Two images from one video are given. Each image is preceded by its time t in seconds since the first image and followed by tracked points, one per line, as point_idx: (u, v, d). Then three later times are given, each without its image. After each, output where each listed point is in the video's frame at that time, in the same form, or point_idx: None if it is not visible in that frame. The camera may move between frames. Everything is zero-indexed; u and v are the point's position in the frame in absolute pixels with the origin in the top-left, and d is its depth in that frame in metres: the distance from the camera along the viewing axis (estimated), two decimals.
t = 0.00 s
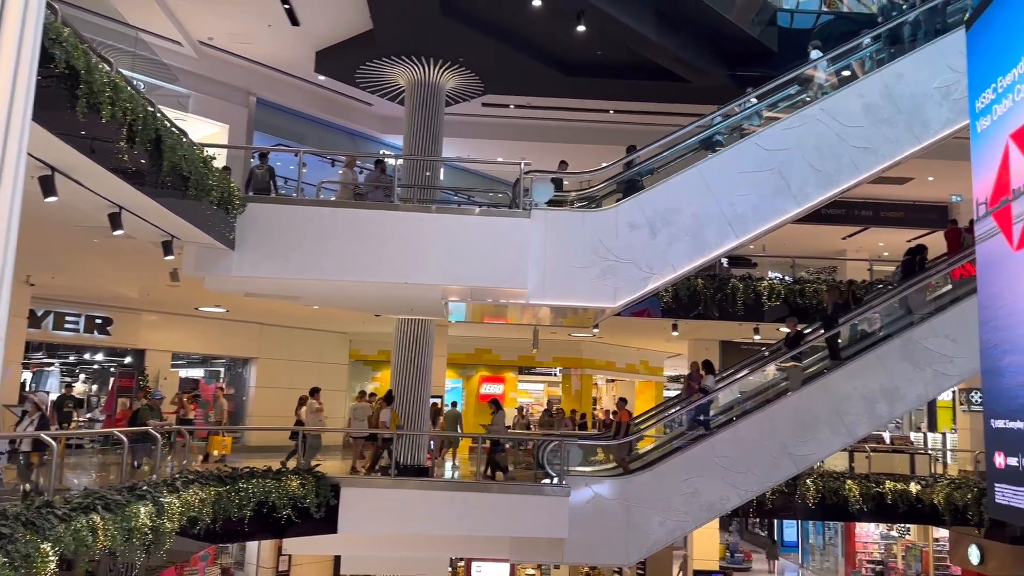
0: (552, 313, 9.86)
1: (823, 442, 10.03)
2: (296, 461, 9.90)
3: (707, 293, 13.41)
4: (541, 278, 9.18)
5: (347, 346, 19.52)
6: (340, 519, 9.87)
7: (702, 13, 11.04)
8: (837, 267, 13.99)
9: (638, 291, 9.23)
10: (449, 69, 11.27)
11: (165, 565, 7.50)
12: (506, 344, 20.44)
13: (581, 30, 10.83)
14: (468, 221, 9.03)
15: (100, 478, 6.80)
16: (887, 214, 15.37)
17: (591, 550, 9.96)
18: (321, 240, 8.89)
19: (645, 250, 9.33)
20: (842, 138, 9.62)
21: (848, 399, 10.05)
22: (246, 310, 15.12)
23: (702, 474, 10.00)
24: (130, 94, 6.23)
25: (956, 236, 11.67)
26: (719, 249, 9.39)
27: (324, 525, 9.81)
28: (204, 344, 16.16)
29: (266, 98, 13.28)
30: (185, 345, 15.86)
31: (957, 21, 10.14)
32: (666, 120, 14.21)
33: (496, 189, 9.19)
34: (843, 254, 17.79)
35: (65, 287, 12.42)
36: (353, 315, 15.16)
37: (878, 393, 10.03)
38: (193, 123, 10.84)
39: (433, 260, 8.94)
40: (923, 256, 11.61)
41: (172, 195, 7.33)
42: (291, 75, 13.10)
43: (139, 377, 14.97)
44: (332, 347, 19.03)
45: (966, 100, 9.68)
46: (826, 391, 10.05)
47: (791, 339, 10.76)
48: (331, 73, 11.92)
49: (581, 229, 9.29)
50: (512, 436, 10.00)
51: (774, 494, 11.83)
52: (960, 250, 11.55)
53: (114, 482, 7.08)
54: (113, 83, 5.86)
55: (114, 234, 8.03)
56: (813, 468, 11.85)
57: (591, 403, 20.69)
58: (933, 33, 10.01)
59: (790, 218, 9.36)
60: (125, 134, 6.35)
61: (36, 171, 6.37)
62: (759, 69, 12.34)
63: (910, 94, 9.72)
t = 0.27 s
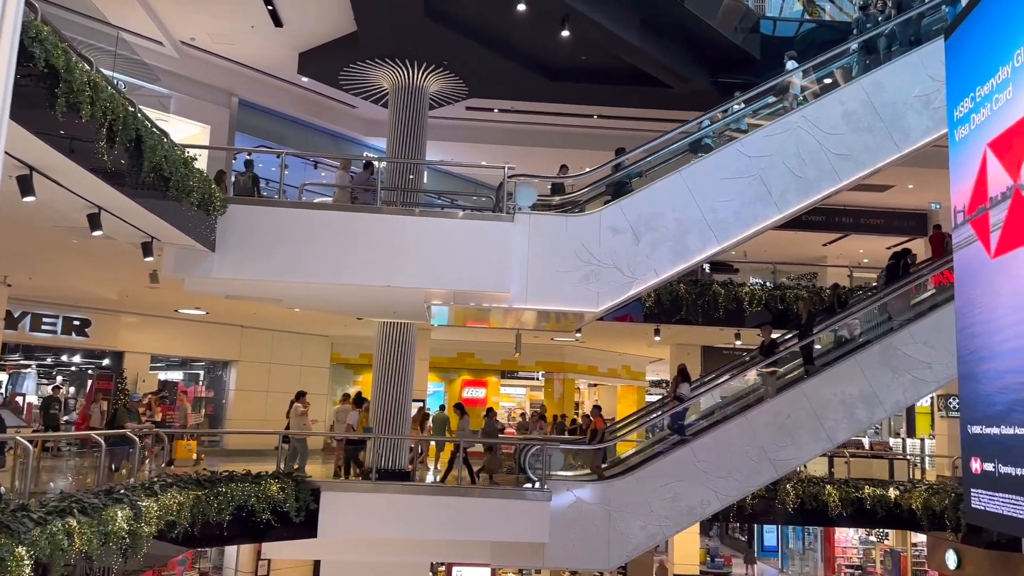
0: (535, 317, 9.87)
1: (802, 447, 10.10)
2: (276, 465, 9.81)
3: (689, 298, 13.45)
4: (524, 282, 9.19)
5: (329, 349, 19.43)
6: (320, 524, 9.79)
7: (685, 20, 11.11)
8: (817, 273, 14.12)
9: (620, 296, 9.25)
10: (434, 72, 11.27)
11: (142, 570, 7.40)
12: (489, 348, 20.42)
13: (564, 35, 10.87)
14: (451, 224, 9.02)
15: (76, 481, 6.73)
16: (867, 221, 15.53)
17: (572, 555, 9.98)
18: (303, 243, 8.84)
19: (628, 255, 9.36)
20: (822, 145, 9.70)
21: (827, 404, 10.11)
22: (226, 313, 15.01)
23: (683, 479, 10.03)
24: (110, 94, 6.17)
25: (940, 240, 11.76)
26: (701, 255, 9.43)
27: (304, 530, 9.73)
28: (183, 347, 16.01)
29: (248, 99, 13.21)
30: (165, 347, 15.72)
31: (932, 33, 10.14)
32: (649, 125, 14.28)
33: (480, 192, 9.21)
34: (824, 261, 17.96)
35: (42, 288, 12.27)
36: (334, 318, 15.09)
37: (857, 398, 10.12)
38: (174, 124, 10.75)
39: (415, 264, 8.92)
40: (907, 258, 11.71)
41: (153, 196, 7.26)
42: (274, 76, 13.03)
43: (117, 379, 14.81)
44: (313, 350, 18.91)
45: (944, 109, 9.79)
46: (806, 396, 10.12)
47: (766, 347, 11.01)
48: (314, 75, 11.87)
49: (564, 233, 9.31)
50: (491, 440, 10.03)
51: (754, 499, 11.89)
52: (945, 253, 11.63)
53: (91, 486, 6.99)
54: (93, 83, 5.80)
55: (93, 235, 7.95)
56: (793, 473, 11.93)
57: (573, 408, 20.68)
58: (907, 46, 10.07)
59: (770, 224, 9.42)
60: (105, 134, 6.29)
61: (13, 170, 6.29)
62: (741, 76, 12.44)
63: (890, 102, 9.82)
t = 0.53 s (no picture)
0: (519, 320, 9.86)
1: (783, 450, 10.17)
2: (256, 468, 9.73)
3: (672, 302, 13.53)
4: (508, 285, 9.20)
5: (311, 351, 19.34)
6: (301, 527, 9.72)
7: (669, 25, 11.19)
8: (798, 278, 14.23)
9: (603, 300, 9.28)
10: (418, 75, 11.26)
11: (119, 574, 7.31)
12: (472, 350, 20.40)
13: (550, 39, 10.90)
14: (435, 227, 9.00)
15: (52, 484, 6.65)
16: (848, 227, 15.68)
17: (554, 558, 9.98)
18: (286, 244, 8.81)
19: (611, 258, 9.39)
20: (804, 151, 9.79)
21: (808, 408, 10.19)
22: (207, 314, 14.89)
23: (664, 482, 10.07)
24: (91, 93, 6.11)
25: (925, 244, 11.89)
26: (683, 259, 9.48)
27: (284, 533, 9.65)
28: (163, 348, 15.86)
29: (231, 100, 13.14)
30: (146, 349, 15.58)
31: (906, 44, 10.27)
32: (633, 130, 14.36)
33: (465, 195, 9.17)
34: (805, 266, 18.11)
35: (20, 288, 12.12)
36: (317, 320, 15.01)
37: (837, 402, 10.20)
38: (156, 123, 10.66)
39: (398, 266, 8.90)
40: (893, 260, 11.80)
41: (133, 196, 7.19)
42: (257, 77, 12.96)
43: (96, 381, 14.66)
44: (294, 352, 18.77)
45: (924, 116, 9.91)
46: (786, 400, 10.19)
47: (741, 355, 11.30)
48: (298, 76, 11.82)
49: (548, 236, 9.32)
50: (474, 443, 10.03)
51: (735, 502, 11.96)
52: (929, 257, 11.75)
53: (68, 488, 6.91)
54: (74, 81, 5.74)
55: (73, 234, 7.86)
56: (774, 476, 12.01)
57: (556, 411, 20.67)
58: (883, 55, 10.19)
59: (752, 229, 9.49)
60: (86, 133, 6.23)
61: None
62: (724, 81, 12.53)
63: (870, 109, 9.93)
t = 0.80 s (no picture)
0: (500, 322, 9.86)
1: (761, 453, 10.24)
2: (234, 471, 9.64)
3: (653, 305, 13.60)
4: (489, 287, 9.20)
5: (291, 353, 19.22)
6: (279, 530, 9.64)
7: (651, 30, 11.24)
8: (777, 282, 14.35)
9: (585, 302, 9.30)
10: (401, 76, 11.23)
11: None
12: (453, 353, 20.38)
13: (532, 42, 10.92)
14: (417, 228, 8.97)
15: (25, 487, 6.56)
16: (826, 232, 15.85)
17: (534, 560, 9.98)
18: (265, 245, 8.74)
19: (592, 261, 9.42)
20: (783, 156, 9.88)
21: (786, 411, 10.27)
22: (185, 315, 14.75)
23: (643, 484, 10.10)
24: (69, 91, 6.04)
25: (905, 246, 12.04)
26: (664, 262, 9.53)
27: (262, 536, 9.57)
28: (140, 349, 15.70)
29: (211, 99, 13.02)
30: (122, 350, 15.42)
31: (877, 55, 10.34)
32: (615, 134, 14.41)
33: (446, 197, 9.15)
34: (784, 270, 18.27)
35: None
36: (296, 321, 14.91)
37: (815, 406, 10.29)
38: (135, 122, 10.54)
39: (379, 267, 8.86)
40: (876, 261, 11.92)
41: (111, 195, 7.11)
42: (237, 76, 12.86)
43: (71, 382, 14.47)
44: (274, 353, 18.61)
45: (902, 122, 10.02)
46: (765, 403, 10.26)
47: (714, 361, 11.55)
48: (279, 76, 11.74)
49: (530, 239, 9.34)
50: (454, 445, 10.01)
51: (714, 505, 12.03)
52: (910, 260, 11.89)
53: (42, 491, 6.82)
54: (52, 79, 5.68)
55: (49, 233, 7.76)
56: (753, 479, 12.09)
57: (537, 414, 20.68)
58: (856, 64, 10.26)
59: (732, 233, 9.55)
60: (63, 132, 6.15)
61: None
62: (705, 86, 12.61)
63: (848, 115, 10.04)
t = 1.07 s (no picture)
0: (482, 321, 9.86)
1: (740, 452, 10.32)
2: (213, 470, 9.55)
3: (634, 305, 13.66)
4: (471, 286, 9.19)
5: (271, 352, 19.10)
6: (258, 530, 9.57)
7: (634, 31, 11.29)
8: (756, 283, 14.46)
9: (567, 301, 9.33)
10: (383, 74, 11.19)
11: None
12: (435, 352, 20.34)
13: (515, 42, 10.92)
14: (398, 227, 8.94)
15: None
16: (806, 233, 16.00)
17: (513, 559, 9.99)
18: (245, 243, 8.68)
19: (574, 261, 9.44)
20: (764, 157, 9.95)
21: (765, 411, 10.35)
22: (163, 313, 14.62)
23: (624, 483, 10.14)
24: (46, 86, 5.97)
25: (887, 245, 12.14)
26: (645, 262, 9.57)
27: (241, 536, 9.51)
28: (118, 347, 15.54)
29: (191, 95, 12.92)
30: (100, 348, 15.26)
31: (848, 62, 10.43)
32: (597, 134, 14.46)
33: (428, 196, 9.15)
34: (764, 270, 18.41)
35: None
36: (276, 319, 14.82)
37: (794, 405, 10.38)
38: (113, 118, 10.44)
39: (360, 266, 8.82)
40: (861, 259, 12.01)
41: (89, 192, 7.04)
42: (217, 73, 12.75)
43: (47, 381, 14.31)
44: (254, 352, 18.47)
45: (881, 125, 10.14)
46: (744, 403, 10.34)
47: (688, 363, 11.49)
48: (260, 73, 11.67)
49: (512, 238, 9.34)
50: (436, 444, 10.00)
51: (693, 503, 12.10)
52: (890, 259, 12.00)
53: (17, 489, 6.73)
54: (29, 74, 5.62)
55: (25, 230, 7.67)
56: (732, 478, 12.17)
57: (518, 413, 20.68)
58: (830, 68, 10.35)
59: (713, 234, 9.60)
60: (40, 127, 6.07)
61: None
62: (687, 87, 12.68)
63: (829, 117, 10.13)
